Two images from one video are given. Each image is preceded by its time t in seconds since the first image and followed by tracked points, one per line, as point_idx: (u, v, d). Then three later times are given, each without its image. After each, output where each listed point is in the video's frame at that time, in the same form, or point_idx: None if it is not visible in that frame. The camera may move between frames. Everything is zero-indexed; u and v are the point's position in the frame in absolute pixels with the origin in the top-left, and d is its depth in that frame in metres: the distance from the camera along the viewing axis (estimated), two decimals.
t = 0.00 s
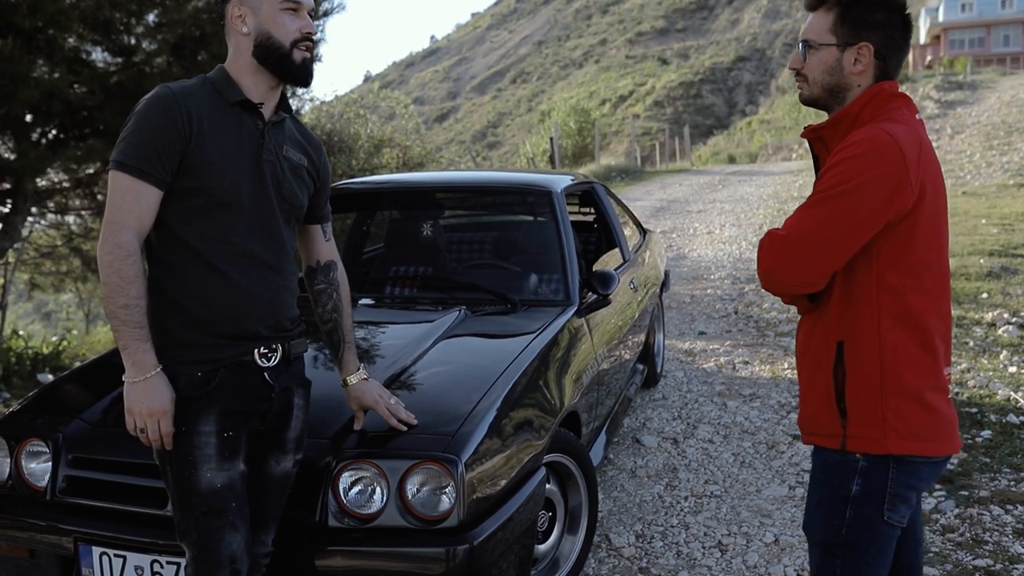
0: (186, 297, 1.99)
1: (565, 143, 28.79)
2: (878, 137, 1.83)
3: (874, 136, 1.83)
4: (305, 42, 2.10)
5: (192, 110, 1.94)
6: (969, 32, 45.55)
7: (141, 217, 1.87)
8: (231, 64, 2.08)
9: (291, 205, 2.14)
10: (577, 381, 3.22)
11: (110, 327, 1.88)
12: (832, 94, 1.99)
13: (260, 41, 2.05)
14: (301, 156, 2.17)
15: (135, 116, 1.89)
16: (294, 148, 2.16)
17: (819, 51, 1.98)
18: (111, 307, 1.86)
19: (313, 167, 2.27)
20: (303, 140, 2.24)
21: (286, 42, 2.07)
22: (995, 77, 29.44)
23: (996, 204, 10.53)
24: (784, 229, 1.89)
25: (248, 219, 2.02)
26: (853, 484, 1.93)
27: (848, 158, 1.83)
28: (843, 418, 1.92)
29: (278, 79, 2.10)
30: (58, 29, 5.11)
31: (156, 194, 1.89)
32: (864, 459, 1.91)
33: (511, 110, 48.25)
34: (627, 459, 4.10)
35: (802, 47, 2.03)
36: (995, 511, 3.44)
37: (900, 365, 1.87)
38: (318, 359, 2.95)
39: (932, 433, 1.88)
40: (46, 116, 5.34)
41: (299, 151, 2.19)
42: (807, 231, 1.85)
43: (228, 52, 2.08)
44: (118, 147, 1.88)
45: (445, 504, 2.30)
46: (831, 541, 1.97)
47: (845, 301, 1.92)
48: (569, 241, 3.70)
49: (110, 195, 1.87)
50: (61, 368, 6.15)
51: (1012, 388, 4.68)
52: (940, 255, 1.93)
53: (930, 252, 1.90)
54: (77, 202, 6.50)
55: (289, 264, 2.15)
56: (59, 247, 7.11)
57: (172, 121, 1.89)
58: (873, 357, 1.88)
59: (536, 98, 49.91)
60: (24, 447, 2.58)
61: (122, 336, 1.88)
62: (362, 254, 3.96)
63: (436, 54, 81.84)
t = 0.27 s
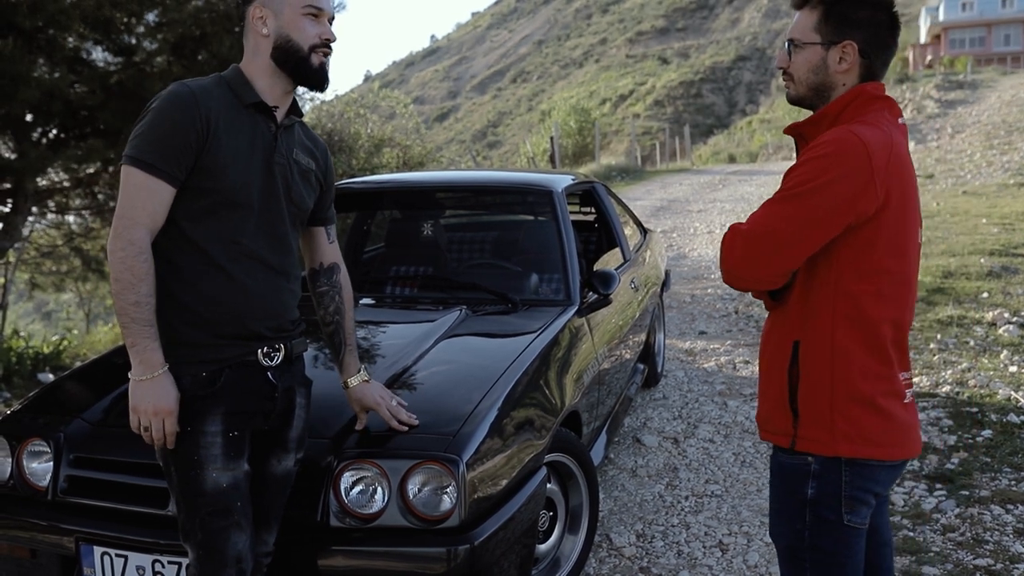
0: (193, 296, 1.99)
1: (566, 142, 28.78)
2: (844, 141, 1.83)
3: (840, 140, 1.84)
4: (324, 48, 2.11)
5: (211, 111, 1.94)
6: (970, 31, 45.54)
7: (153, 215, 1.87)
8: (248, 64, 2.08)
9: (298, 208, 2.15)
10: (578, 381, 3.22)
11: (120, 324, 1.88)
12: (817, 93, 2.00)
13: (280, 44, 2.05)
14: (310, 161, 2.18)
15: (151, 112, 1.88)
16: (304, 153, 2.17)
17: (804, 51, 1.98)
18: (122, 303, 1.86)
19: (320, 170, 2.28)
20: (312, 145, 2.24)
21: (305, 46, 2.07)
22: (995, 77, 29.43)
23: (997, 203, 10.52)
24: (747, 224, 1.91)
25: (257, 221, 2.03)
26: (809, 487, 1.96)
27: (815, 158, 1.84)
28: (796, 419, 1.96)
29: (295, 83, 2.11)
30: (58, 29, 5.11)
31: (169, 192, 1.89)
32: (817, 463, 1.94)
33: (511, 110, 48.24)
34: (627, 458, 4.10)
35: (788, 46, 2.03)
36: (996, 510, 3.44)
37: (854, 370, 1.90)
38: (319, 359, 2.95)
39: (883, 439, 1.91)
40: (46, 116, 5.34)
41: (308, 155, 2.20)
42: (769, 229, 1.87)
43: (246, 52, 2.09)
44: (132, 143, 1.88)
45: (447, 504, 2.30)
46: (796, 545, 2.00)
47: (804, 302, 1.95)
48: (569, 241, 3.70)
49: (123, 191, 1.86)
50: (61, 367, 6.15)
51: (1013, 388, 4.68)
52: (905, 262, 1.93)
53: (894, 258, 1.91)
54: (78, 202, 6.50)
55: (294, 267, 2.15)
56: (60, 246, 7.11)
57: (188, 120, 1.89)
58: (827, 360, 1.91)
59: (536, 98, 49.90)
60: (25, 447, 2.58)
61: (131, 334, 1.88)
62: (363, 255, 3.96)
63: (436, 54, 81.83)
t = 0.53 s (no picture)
0: (197, 296, 1.99)
1: (567, 143, 28.80)
2: (813, 146, 1.85)
3: (810, 145, 1.86)
4: (333, 49, 2.12)
5: (218, 111, 1.94)
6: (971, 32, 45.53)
7: (162, 213, 1.87)
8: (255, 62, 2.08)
9: (300, 209, 2.15)
10: (580, 382, 3.22)
11: (128, 324, 1.87)
12: (790, 95, 2.02)
13: (290, 44, 2.06)
14: (313, 163, 2.19)
15: (158, 110, 1.88)
16: (307, 154, 2.18)
17: (777, 53, 2.00)
18: (130, 302, 1.86)
19: (321, 171, 2.28)
20: (312, 147, 2.25)
21: (315, 47, 2.08)
22: (996, 77, 29.42)
23: (999, 204, 10.52)
24: (719, 230, 1.93)
25: (261, 221, 2.03)
26: (790, 494, 1.98)
27: (788, 161, 1.86)
28: (773, 424, 1.97)
29: (302, 83, 2.11)
30: (61, 31, 5.12)
31: (177, 190, 1.89)
32: (796, 469, 1.96)
33: (512, 111, 48.26)
34: (630, 459, 4.10)
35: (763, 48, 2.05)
36: (998, 511, 3.43)
37: (829, 374, 1.90)
38: (321, 360, 2.95)
39: (861, 443, 1.91)
40: (49, 117, 5.34)
41: (310, 157, 2.21)
42: (741, 234, 1.88)
43: (253, 50, 2.08)
44: (138, 141, 1.88)
45: (450, 505, 2.31)
46: (782, 551, 2.01)
47: (778, 308, 1.96)
48: (571, 242, 3.71)
49: (130, 189, 1.86)
50: (63, 368, 6.16)
51: (1015, 389, 4.68)
52: (880, 266, 1.94)
53: (868, 263, 1.92)
54: (80, 203, 6.51)
55: (296, 269, 2.16)
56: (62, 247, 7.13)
57: (197, 119, 1.89)
58: (803, 365, 1.92)
59: (537, 98, 49.93)
60: (28, 448, 2.58)
61: (141, 333, 1.88)
62: (364, 256, 3.96)
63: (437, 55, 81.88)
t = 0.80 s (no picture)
0: (201, 299, 1.99)
1: (570, 143, 28.80)
2: (811, 143, 1.86)
3: (808, 142, 1.87)
4: (329, 47, 2.13)
5: (215, 110, 1.94)
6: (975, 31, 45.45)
7: (164, 216, 1.87)
8: (251, 60, 2.08)
9: (299, 207, 2.16)
10: (584, 383, 3.22)
11: (138, 328, 1.88)
12: (775, 95, 2.08)
13: (286, 41, 2.06)
14: (311, 160, 2.20)
15: (155, 113, 1.88)
16: (304, 151, 2.18)
17: (760, 56, 2.06)
18: (138, 307, 1.86)
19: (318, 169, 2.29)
20: (310, 144, 2.26)
21: (311, 44, 2.09)
22: (1000, 77, 29.36)
23: (1002, 204, 10.50)
24: (719, 229, 1.93)
25: (261, 219, 2.03)
26: (800, 493, 1.98)
27: (784, 160, 1.87)
28: (780, 423, 1.97)
29: (297, 80, 2.12)
30: (65, 32, 5.13)
31: (178, 192, 1.89)
32: (806, 468, 1.96)
33: (515, 111, 48.27)
34: (633, 459, 4.10)
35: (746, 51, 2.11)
36: (1003, 511, 3.43)
37: (834, 368, 1.92)
38: (325, 361, 2.95)
39: (865, 436, 1.93)
40: (53, 118, 5.35)
41: (308, 155, 2.22)
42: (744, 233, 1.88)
43: (249, 46, 2.08)
44: (137, 145, 1.88)
45: (454, 505, 2.31)
46: (792, 552, 2.02)
47: (779, 305, 1.97)
48: (575, 242, 3.71)
49: (132, 194, 1.86)
50: (67, 369, 6.17)
51: (1019, 389, 4.67)
52: (876, 260, 1.97)
53: (865, 257, 1.94)
54: (84, 204, 6.53)
55: (298, 267, 2.16)
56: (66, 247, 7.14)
57: (193, 119, 1.89)
58: (808, 361, 1.93)
59: (540, 98, 49.93)
60: (33, 449, 2.58)
61: (152, 336, 1.88)
62: (368, 256, 3.99)
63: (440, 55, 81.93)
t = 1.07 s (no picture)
0: (195, 296, 1.99)
1: (570, 141, 28.78)
2: (823, 137, 1.92)
3: (818, 136, 1.92)
4: (318, 36, 2.11)
5: (204, 106, 1.94)
6: (974, 28, 45.40)
7: (155, 215, 1.87)
8: (240, 54, 2.08)
9: (293, 201, 2.15)
10: (582, 379, 3.21)
11: (130, 328, 1.87)
12: (778, 88, 2.08)
13: (274, 32, 2.05)
14: (302, 153, 2.19)
15: (144, 112, 1.88)
16: (295, 145, 2.17)
17: (763, 47, 2.06)
18: (130, 307, 1.86)
19: (311, 162, 2.28)
20: (301, 138, 2.25)
21: (300, 34, 2.07)
22: (999, 74, 29.33)
23: (1001, 201, 10.50)
24: (728, 219, 1.97)
25: (255, 215, 2.03)
26: (796, 476, 2.02)
27: (794, 154, 1.92)
28: (778, 409, 2.01)
29: (288, 72, 2.11)
30: (63, 29, 5.12)
31: (169, 190, 1.89)
32: (802, 452, 2.00)
33: (514, 108, 48.22)
34: (632, 456, 4.09)
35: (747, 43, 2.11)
36: (1001, 508, 3.43)
37: (833, 357, 1.97)
38: (323, 357, 2.94)
39: (859, 423, 1.99)
40: (51, 115, 5.33)
41: (300, 149, 2.21)
42: (755, 223, 1.93)
43: (237, 41, 2.08)
44: (127, 144, 1.88)
45: (452, 501, 2.30)
46: (785, 535, 2.06)
47: (782, 294, 2.01)
48: (574, 239, 3.70)
49: (123, 192, 1.86)
50: (66, 366, 6.17)
51: (1017, 385, 4.67)
52: (874, 253, 2.04)
53: (866, 249, 2.02)
54: (82, 201, 6.52)
55: (294, 263, 2.16)
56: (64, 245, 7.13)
57: (183, 116, 1.89)
58: (810, 349, 1.98)
59: (540, 96, 49.89)
60: (30, 445, 2.58)
61: (144, 336, 1.88)
62: (366, 252, 3.96)
63: (439, 53, 81.87)
